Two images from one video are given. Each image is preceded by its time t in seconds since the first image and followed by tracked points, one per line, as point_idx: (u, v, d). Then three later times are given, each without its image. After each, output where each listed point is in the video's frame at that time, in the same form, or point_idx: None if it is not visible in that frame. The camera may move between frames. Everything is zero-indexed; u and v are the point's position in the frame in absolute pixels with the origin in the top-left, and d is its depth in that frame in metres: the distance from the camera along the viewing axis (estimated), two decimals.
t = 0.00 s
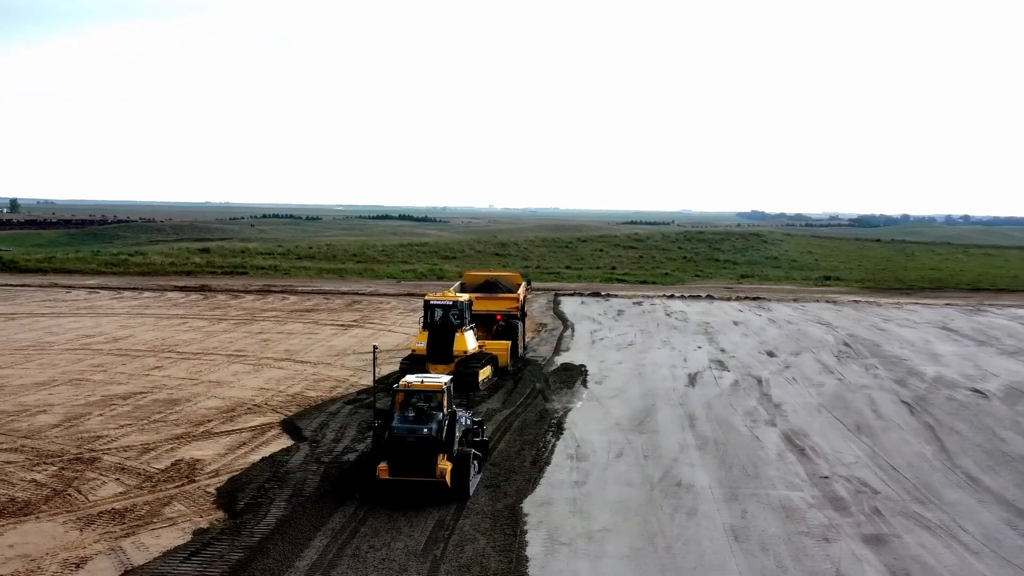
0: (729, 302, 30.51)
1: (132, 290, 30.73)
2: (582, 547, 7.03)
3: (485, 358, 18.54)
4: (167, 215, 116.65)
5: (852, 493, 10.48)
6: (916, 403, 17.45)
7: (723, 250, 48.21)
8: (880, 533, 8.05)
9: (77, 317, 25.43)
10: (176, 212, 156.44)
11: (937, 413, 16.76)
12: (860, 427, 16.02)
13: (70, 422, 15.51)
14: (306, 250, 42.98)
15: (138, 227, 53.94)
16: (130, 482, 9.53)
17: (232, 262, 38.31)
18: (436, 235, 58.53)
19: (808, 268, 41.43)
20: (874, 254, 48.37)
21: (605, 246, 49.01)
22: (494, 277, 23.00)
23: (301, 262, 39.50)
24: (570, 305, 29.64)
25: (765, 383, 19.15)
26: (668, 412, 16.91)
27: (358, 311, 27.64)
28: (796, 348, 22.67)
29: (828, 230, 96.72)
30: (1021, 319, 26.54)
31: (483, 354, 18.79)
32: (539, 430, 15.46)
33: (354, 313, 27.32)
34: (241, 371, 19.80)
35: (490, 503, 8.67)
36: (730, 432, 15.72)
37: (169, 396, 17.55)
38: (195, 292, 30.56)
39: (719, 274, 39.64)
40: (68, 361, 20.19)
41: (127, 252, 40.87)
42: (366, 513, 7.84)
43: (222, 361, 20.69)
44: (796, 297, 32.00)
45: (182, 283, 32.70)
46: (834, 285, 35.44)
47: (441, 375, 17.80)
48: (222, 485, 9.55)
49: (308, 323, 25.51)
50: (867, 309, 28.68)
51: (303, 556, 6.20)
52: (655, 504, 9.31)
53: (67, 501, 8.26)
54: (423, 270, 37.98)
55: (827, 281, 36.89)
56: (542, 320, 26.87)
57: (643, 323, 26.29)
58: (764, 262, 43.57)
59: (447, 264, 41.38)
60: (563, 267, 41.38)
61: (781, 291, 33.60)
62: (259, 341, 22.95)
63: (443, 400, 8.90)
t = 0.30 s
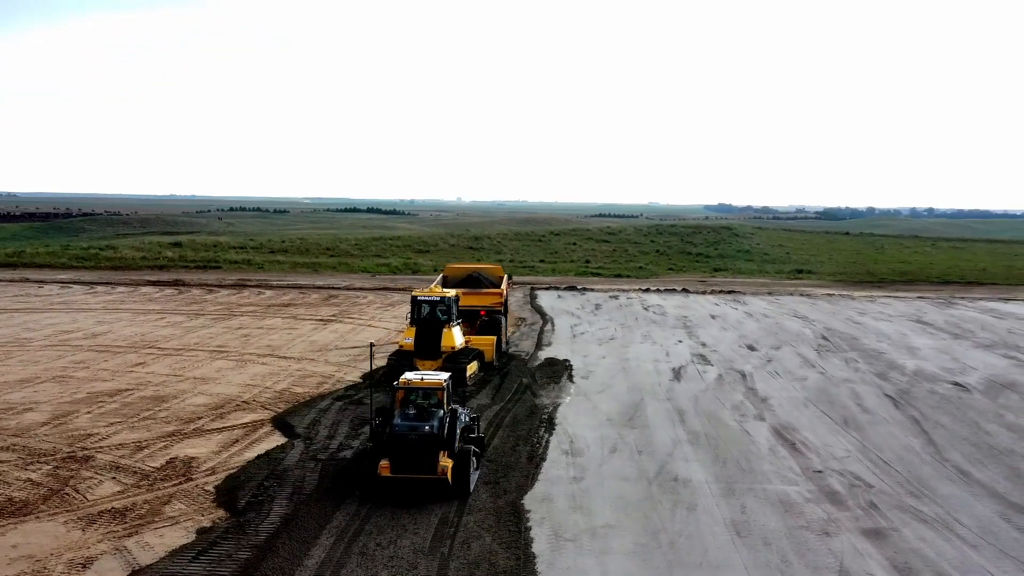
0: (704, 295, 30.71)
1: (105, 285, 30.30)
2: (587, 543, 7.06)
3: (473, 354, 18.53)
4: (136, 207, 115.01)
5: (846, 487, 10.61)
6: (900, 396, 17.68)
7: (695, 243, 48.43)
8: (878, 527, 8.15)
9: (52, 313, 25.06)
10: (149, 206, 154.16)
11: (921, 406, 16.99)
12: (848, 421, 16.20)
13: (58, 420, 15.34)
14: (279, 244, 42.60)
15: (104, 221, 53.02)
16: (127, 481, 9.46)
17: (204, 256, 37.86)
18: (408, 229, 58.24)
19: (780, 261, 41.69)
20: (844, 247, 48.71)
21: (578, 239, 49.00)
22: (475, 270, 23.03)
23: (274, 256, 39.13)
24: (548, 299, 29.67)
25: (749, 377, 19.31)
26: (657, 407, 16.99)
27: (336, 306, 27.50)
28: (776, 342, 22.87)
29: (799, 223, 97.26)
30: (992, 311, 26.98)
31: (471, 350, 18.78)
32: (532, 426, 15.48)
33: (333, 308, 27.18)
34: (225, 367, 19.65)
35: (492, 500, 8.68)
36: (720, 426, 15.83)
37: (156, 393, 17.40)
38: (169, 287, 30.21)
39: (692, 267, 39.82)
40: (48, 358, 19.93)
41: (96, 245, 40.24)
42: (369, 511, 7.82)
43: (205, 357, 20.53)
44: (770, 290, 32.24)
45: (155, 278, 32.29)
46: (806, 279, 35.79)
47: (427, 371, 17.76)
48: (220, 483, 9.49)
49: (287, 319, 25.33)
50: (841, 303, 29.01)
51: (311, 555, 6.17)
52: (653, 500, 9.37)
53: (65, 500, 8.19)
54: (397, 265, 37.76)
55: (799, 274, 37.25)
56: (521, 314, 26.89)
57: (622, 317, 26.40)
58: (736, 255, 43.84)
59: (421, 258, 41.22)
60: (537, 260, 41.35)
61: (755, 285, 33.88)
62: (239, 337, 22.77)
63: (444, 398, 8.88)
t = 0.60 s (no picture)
0: (681, 287, 30.83)
1: (80, 278, 29.88)
2: (594, 536, 7.09)
3: (463, 347, 18.53)
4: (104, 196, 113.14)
5: (842, 479, 10.75)
6: (885, 387, 17.90)
7: (670, 234, 48.57)
8: (877, 518, 8.28)
9: (30, 307, 24.71)
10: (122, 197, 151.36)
11: (906, 397, 17.21)
12: (836, 413, 16.36)
13: (49, 415, 15.20)
14: (253, 236, 42.18)
15: (72, 212, 52.10)
16: (126, 477, 9.41)
17: (179, 248, 37.41)
18: (381, 220, 57.84)
19: (754, 253, 41.84)
20: (817, 238, 49.02)
21: (554, 230, 48.95)
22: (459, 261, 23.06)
23: (249, 248, 38.76)
24: (526, 291, 29.65)
25: (735, 369, 19.44)
26: (648, 400, 17.07)
27: (316, 299, 27.36)
28: (757, 333, 23.03)
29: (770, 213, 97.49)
30: (966, 302, 27.37)
31: (461, 343, 18.79)
32: (527, 420, 15.51)
33: (313, 300, 27.03)
34: (212, 361, 19.52)
35: (494, 494, 8.70)
36: (712, 419, 15.94)
37: (144, 388, 17.27)
38: (145, 280, 29.86)
39: (667, 258, 39.94)
40: (31, 352, 19.69)
41: (67, 237, 39.62)
42: (374, 506, 7.81)
43: (191, 351, 20.38)
44: (746, 281, 32.44)
45: (130, 270, 31.88)
46: (781, 269, 36.05)
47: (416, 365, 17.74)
48: (221, 478, 9.46)
49: (267, 312, 25.14)
50: (817, 294, 29.27)
51: (321, 551, 6.15)
52: (654, 492, 9.44)
53: (66, 497, 8.14)
54: (373, 257, 37.51)
55: (774, 265, 37.51)
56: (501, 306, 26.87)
57: (602, 309, 26.46)
58: (710, 246, 44.03)
59: (396, 250, 41.02)
60: (513, 251, 41.27)
61: (731, 276, 34.09)
62: (221, 330, 22.59)
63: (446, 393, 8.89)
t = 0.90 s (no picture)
0: (661, 275, 30.91)
1: (58, 267, 29.49)
2: (602, 526, 7.12)
3: (455, 336, 18.52)
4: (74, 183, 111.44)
5: (841, 467, 10.87)
6: (873, 375, 18.08)
7: (647, 221, 48.61)
8: (879, 506, 8.38)
9: (10, 297, 24.38)
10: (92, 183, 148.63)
11: (894, 384, 17.41)
12: (827, 401, 16.51)
13: (43, 407, 15.09)
14: (230, 224, 41.76)
15: (42, 201, 51.21)
16: (128, 470, 9.37)
17: (156, 236, 37.00)
18: (357, 208, 57.40)
19: (732, 240, 41.96)
20: (792, 225, 49.25)
21: (532, 218, 48.83)
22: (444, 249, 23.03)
23: (227, 236, 38.40)
24: (507, 279, 29.59)
25: (723, 357, 19.56)
26: (642, 389, 17.14)
27: (300, 288, 27.21)
28: (742, 321, 23.16)
29: (747, 200, 97.72)
30: (943, 289, 27.69)
31: (452, 333, 18.79)
32: (523, 410, 15.54)
33: (296, 289, 26.87)
34: (201, 352, 19.41)
35: (499, 484, 8.72)
36: (706, 407, 16.03)
37: (136, 379, 17.16)
38: (124, 269, 29.54)
39: (646, 246, 40.00)
40: (16, 344, 19.47)
41: (40, 226, 39.04)
42: (381, 497, 7.81)
43: (179, 341, 20.25)
44: (726, 269, 32.60)
45: (108, 259, 31.51)
46: (759, 257, 36.25)
47: (409, 355, 17.72)
48: (223, 470, 9.44)
49: (250, 301, 24.97)
50: (797, 281, 29.47)
51: (333, 543, 6.13)
52: (656, 482, 9.50)
53: (70, 490, 8.11)
54: (352, 245, 37.29)
55: (751, 253, 37.69)
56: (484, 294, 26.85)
57: (586, 297, 26.49)
58: (688, 233, 44.14)
59: (374, 237, 40.80)
60: (492, 239, 41.15)
61: (710, 264, 34.23)
62: (207, 320, 22.44)
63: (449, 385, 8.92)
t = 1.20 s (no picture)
0: (643, 259, 30.91)
1: (37, 252, 29.06)
2: (611, 513, 7.16)
3: (449, 323, 18.50)
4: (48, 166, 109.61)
5: (840, 452, 10.97)
6: (863, 358, 18.24)
7: (627, 205, 48.50)
8: (881, 490, 8.49)
9: None
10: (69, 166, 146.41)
11: (884, 368, 17.57)
12: (820, 385, 16.64)
13: (39, 396, 14.99)
14: (209, 208, 41.27)
15: (14, 185, 50.20)
16: (132, 458, 9.34)
17: (135, 220, 36.53)
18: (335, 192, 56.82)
19: (711, 224, 41.99)
20: (771, 208, 49.32)
21: (512, 202, 48.57)
22: (433, 232, 22.96)
23: (207, 221, 37.95)
24: (490, 264, 29.49)
25: (713, 342, 19.65)
26: (637, 374, 17.20)
27: (285, 273, 27.04)
28: (729, 306, 23.25)
29: (726, 183, 97.59)
30: (924, 272, 27.92)
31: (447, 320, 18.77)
32: (522, 396, 15.57)
33: (281, 275, 26.70)
34: (192, 338, 19.29)
35: (506, 471, 8.76)
36: (702, 392, 16.12)
37: (129, 366, 17.07)
38: (104, 254, 29.17)
39: (626, 230, 39.94)
40: (3, 331, 19.25)
41: (14, 210, 38.36)
42: (388, 485, 7.83)
43: (169, 328, 20.11)
44: (708, 253, 32.63)
45: (87, 244, 31.10)
46: (739, 241, 36.33)
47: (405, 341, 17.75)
48: (228, 458, 9.43)
49: (235, 287, 24.80)
50: (780, 265, 29.60)
51: (346, 531, 6.14)
52: (660, 467, 9.56)
53: (76, 480, 8.08)
54: (333, 229, 37.02)
55: (732, 236, 37.78)
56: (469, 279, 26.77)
57: (571, 282, 26.47)
58: (667, 217, 44.12)
59: (353, 222, 40.50)
60: (473, 223, 40.96)
61: (691, 247, 34.27)
62: (194, 306, 22.29)
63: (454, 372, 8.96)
